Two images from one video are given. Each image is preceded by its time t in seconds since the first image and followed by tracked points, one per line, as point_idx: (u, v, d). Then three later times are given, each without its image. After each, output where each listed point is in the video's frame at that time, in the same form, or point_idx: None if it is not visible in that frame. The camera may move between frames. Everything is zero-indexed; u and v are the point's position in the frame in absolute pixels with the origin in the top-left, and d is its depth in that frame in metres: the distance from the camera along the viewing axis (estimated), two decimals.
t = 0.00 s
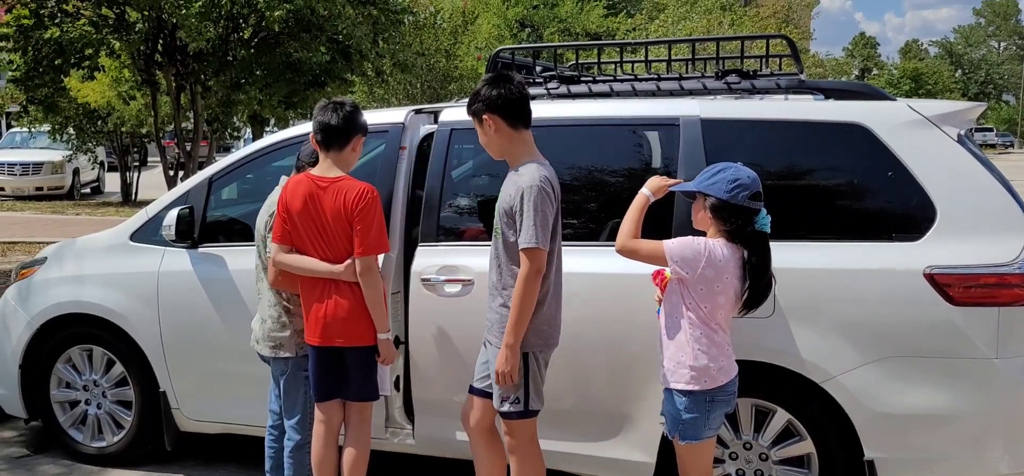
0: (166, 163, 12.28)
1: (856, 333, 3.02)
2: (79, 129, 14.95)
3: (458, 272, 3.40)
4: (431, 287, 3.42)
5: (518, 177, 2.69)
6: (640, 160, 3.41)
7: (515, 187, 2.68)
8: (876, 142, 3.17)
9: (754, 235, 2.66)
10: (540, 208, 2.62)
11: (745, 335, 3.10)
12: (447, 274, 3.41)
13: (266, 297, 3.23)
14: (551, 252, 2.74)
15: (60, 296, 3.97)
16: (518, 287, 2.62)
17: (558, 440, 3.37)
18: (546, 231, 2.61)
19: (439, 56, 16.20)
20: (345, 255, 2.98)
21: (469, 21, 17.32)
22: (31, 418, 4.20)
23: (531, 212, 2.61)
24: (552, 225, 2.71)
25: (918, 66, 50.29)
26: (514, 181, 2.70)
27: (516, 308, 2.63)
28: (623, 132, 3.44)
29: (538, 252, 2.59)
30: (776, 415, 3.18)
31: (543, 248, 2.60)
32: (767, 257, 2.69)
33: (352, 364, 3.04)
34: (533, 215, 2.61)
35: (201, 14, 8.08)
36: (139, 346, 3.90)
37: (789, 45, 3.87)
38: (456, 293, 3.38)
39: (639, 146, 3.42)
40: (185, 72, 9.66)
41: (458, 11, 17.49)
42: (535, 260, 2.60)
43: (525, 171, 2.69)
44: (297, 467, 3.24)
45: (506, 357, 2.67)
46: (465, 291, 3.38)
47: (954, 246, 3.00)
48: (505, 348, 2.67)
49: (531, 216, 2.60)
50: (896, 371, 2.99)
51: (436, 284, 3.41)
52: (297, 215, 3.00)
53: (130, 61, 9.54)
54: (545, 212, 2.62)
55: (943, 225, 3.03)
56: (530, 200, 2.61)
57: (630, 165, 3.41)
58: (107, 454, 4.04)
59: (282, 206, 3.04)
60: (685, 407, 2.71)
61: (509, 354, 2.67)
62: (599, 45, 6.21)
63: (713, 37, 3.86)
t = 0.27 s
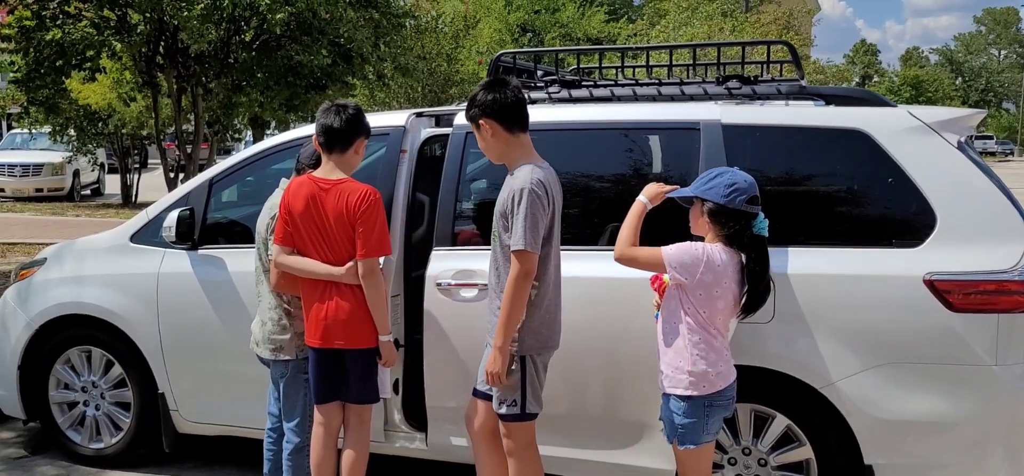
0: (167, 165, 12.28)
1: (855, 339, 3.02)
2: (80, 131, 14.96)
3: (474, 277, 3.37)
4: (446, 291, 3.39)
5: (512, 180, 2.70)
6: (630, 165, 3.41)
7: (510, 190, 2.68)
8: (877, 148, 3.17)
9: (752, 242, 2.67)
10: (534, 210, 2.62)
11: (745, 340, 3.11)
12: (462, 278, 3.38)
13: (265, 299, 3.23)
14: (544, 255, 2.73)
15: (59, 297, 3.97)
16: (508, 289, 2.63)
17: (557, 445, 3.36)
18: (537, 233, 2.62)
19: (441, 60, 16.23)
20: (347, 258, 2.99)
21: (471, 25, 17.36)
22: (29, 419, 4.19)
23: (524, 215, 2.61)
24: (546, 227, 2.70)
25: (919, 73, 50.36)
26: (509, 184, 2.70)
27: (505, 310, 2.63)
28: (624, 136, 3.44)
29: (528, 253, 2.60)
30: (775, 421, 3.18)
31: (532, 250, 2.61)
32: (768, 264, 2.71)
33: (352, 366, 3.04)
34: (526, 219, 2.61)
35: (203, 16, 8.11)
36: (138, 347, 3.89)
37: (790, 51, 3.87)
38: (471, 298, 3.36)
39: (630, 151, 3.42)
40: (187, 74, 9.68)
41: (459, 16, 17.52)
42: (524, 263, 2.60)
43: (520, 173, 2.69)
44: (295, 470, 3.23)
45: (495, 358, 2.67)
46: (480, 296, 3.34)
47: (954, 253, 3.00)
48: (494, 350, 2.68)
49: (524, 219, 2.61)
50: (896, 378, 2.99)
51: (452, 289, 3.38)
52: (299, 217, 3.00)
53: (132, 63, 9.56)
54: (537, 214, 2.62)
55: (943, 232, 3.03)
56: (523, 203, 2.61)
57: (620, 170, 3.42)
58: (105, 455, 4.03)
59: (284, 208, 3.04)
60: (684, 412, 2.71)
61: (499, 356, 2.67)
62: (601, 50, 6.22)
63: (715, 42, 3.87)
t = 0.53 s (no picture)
0: (165, 168, 12.28)
1: (852, 346, 3.02)
2: (79, 134, 14.96)
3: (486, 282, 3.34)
4: (458, 296, 3.37)
5: (513, 184, 2.71)
6: (618, 172, 3.43)
7: (510, 194, 2.69)
8: (874, 155, 3.18)
9: (748, 246, 2.67)
10: (534, 215, 2.63)
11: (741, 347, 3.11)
12: (473, 283, 3.36)
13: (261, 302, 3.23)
14: (543, 260, 2.74)
15: (57, 299, 3.97)
16: (507, 292, 2.63)
17: (554, 451, 3.37)
18: (536, 237, 2.63)
19: (440, 65, 16.26)
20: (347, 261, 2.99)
21: (470, 31, 17.40)
22: (26, 422, 4.19)
23: (525, 220, 2.62)
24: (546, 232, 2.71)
25: (917, 81, 50.47)
26: (510, 188, 2.71)
27: (502, 313, 2.64)
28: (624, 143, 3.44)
29: (527, 258, 2.61)
30: (772, 426, 3.19)
31: (532, 254, 2.62)
32: (763, 268, 2.70)
33: (351, 369, 3.04)
34: (526, 223, 2.62)
35: (204, 20, 8.13)
36: (136, 350, 3.90)
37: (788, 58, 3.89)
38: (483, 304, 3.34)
39: (619, 158, 3.44)
40: (187, 78, 9.69)
41: (459, 21, 17.56)
42: (524, 267, 2.61)
43: (521, 178, 2.70)
44: (293, 473, 3.23)
45: (490, 361, 2.68)
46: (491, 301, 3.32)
47: (950, 260, 3.00)
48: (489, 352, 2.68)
49: (524, 223, 2.62)
50: (893, 384, 3.00)
51: (463, 294, 3.36)
52: (300, 220, 3.01)
53: (132, 67, 9.58)
54: (537, 219, 2.63)
55: (940, 239, 3.04)
56: (524, 208, 2.62)
57: (609, 176, 3.43)
58: (102, 458, 4.03)
59: (285, 211, 3.05)
60: (680, 417, 2.71)
61: (495, 359, 2.67)
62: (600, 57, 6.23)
63: (713, 49, 3.89)
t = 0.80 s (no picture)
0: (154, 169, 12.24)
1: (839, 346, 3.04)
2: (67, 135, 14.88)
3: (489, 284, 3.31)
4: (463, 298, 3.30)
5: (506, 185, 2.71)
6: (601, 175, 3.44)
7: (503, 194, 2.69)
8: (861, 157, 3.20)
9: (734, 246, 2.67)
10: (529, 215, 2.63)
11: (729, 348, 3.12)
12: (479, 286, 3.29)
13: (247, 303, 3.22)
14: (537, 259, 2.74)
15: (44, 300, 3.95)
16: (507, 292, 2.62)
17: (542, 452, 3.37)
18: (533, 237, 2.63)
19: (431, 67, 16.25)
20: (340, 262, 2.97)
21: (460, 33, 17.40)
22: (11, 423, 4.16)
23: (520, 219, 2.62)
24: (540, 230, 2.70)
25: (906, 85, 50.78)
26: (503, 188, 2.71)
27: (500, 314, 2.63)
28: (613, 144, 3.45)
29: (526, 257, 2.61)
30: (759, 427, 3.20)
31: (531, 254, 2.62)
32: (749, 268, 2.70)
33: (342, 370, 3.03)
34: (522, 223, 2.62)
35: (193, 20, 8.10)
36: (123, 351, 3.87)
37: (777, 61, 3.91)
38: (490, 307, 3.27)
39: (603, 161, 3.45)
40: (175, 78, 9.66)
41: (450, 23, 17.57)
42: (523, 266, 2.61)
43: (514, 179, 2.71)
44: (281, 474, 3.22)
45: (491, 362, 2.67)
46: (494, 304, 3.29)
47: (936, 262, 3.02)
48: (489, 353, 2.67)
49: (519, 222, 2.62)
50: (879, 385, 3.01)
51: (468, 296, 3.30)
52: (293, 220, 3.01)
53: (120, 67, 9.54)
54: (532, 219, 2.64)
55: (926, 240, 3.06)
56: (518, 207, 2.62)
57: (591, 180, 3.45)
58: (88, 460, 4.01)
59: (280, 211, 3.05)
60: (668, 417, 2.72)
61: (494, 359, 2.66)
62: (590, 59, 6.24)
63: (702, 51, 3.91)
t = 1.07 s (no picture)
0: (133, 168, 12.11)
1: (820, 344, 3.05)
2: (45, 133, 14.71)
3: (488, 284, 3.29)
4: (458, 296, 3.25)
5: (492, 185, 2.70)
6: (581, 175, 3.45)
7: (491, 193, 2.69)
8: (842, 156, 3.22)
9: (715, 243, 2.67)
10: (517, 212, 2.63)
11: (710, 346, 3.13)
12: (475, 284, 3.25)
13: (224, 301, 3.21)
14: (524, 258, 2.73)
15: (20, 299, 3.90)
16: (504, 292, 2.61)
17: (525, 451, 3.36)
18: (522, 234, 2.62)
19: (414, 65, 16.20)
20: (334, 262, 2.94)
21: (443, 32, 17.36)
22: None
23: (508, 217, 2.61)
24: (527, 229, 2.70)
25: (886, 86, 51.23)
26: (490, 188, 2.70)
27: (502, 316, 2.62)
28: (596, 142, 3.45)
29: (516, 253, 2.60)
30: (741, 425, 3.22)
31: (521, 250, 2.61)
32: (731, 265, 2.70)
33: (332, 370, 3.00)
34: (512, 221, 2.61)
35: (173, 17, 8.03)
36: (101, 351, 3.83)
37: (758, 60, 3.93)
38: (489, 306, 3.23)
39: (582, 162, 3.45)
40: (155, 76, 9.57)
41: (433, 22, 17.52)
42: (511, 263, 2.60)
43: (498, 181, 2.69)
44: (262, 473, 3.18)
45: (505, 366, 2.64)
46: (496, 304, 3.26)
47: (916, 260, 3.05)
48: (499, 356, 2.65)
49: (507, 219, 2.61)
50: (860, 383, 3.03)
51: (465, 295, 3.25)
52: (286, 221, 2.98)
53: (99, 64, 9.44)
54: (520, 217, 2.63)
55: (906, 239, 3.09)
56: (506, 206, 2.61)
57: (571, 180, 3.45)
58: (66, 461, 3.96)
59: (272, 211, 3.02)
60: (650, 415, 2.72)
61: (506, 361, 2.64)
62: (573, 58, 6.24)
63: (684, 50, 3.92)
